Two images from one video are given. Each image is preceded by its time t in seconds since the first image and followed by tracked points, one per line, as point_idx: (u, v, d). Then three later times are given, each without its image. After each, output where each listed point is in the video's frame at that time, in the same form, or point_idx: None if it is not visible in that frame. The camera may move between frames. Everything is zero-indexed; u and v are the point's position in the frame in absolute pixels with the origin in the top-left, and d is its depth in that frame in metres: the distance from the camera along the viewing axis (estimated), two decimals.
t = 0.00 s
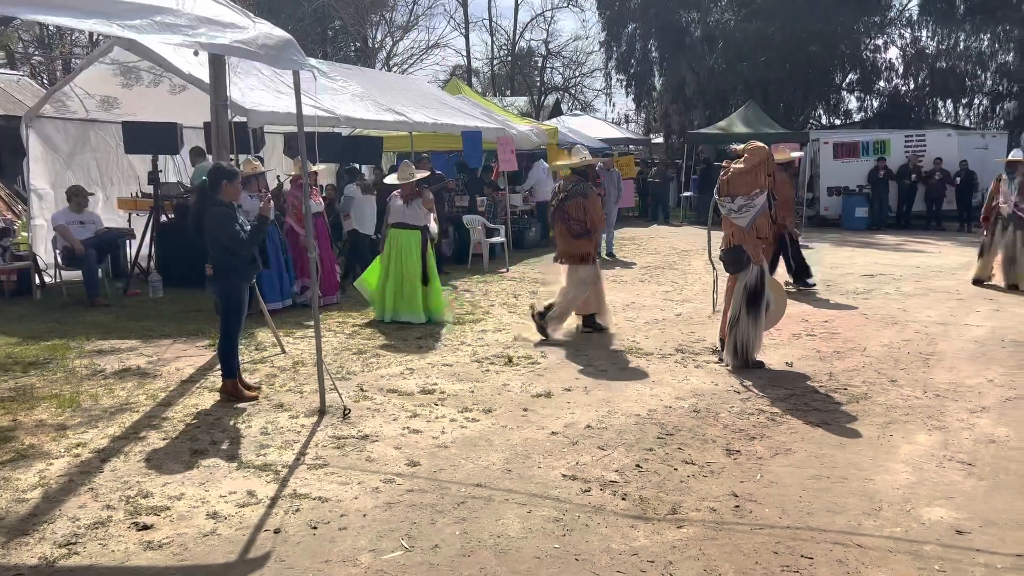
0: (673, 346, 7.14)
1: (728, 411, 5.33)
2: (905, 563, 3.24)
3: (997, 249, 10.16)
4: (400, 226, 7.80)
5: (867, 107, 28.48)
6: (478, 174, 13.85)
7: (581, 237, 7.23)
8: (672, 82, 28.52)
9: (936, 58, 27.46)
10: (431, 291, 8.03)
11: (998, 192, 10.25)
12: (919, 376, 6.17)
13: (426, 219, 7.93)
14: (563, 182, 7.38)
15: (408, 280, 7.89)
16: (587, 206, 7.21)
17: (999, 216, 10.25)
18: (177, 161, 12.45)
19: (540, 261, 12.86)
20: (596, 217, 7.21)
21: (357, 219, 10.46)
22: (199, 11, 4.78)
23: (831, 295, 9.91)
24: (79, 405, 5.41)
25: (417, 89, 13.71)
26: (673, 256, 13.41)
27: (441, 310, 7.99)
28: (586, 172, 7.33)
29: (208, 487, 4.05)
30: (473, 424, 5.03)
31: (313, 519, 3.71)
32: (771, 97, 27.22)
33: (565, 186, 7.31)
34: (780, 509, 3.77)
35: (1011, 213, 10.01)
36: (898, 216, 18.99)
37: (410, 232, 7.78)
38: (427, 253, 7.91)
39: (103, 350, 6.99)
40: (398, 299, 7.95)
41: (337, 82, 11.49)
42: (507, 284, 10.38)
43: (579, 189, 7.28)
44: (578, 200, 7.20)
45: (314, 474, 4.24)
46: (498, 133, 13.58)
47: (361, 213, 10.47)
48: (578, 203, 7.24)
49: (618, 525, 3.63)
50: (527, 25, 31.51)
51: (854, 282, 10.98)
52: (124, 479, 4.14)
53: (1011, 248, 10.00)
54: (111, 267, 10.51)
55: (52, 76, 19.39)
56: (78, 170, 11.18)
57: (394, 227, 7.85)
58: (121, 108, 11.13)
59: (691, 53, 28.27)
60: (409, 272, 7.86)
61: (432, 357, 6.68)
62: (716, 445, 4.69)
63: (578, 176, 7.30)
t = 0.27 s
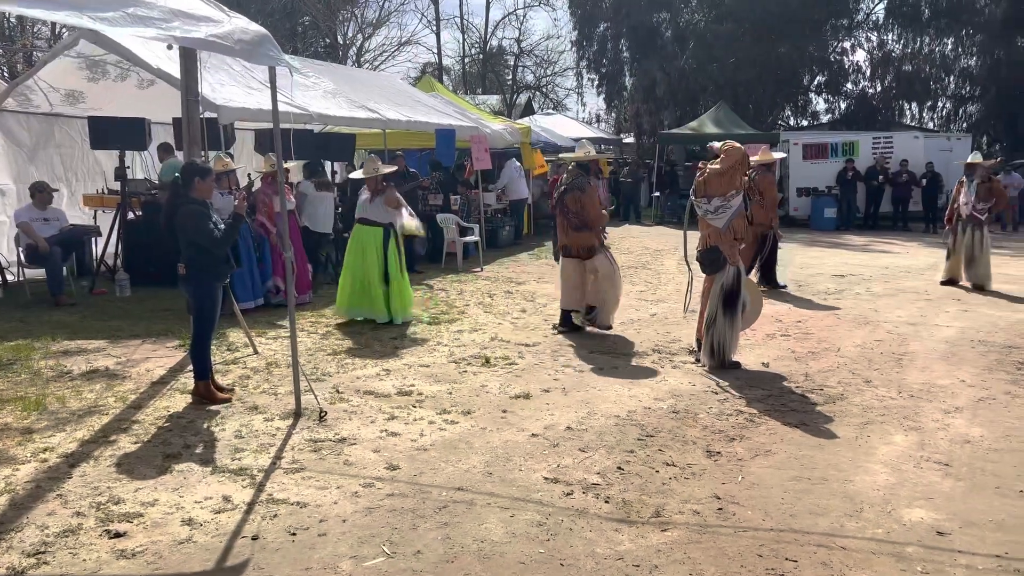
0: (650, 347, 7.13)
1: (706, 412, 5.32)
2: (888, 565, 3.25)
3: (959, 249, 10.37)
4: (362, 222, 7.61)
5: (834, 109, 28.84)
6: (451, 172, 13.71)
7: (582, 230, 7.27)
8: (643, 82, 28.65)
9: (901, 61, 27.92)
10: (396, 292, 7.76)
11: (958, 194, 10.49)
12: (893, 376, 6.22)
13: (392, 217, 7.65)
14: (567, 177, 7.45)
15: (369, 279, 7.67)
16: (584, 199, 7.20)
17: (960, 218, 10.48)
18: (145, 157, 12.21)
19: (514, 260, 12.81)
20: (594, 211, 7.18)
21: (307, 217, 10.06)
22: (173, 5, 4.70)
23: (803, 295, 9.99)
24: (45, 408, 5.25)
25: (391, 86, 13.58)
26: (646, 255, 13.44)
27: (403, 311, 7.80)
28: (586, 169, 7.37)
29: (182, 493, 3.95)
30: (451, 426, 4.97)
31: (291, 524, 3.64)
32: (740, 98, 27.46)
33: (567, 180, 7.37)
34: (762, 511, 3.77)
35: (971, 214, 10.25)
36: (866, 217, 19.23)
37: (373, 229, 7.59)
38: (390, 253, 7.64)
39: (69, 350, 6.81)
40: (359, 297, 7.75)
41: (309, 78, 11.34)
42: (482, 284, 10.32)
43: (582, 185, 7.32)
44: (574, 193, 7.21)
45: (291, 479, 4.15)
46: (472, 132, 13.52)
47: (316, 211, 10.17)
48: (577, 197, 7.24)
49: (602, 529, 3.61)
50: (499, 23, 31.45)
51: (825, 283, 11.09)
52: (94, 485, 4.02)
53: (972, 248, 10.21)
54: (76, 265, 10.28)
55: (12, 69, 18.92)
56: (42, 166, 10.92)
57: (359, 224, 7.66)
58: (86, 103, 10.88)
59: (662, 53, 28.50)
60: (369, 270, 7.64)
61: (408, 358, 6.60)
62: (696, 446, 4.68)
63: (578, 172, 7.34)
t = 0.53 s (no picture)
0: (634, 345, 7.12)
1: (693, 410, 5.32)
2: (879, 563, 3.28)
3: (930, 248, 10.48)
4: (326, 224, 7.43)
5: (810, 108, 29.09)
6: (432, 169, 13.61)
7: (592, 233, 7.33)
8: (621, 79, 28.68)
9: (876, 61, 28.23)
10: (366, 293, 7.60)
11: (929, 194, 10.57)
12: (876, 374, 6.27)
13: (355, 217, 7.43)
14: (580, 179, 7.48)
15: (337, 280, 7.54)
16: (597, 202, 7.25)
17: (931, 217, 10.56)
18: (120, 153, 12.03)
19: (495, 258, 12.77)
20: (604, 214, 7.21)
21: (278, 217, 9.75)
22: None
23: (783, 293, 10.04)
24: (22, 409, 5.14)
25: (371, 83, 13.48)
26: (627, 253, 13.45)
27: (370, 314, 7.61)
28: (599, 172, 7.40)
29: (166, 496, 3.88)
30: (438, 426, 4.93)
31: (280, 527, 3.59)
32: (718, 97, 27.60)
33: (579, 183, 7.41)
34: (752, 510, 3.78)
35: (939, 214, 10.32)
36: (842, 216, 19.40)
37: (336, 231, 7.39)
38: (355, 255, 7.44)
39: (44, 350, 6.68)
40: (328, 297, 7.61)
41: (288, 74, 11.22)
42: (463, 281, 10.27)
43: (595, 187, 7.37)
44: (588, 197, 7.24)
45: (277, 481, 4.10)
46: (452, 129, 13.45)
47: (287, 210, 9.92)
48: (588, 200, 7.28)
49: (594, 529, 3.59)
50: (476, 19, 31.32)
51: (804, 280, 11.16)
52: (75, 489, 3.94)
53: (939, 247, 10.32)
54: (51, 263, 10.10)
55: None
56: (15, 162, 10.73)
57: (325, 224, 7.50)
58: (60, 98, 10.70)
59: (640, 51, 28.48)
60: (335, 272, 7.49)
61: (393, 357, 6.55)
62: (684, 445, 4.68)
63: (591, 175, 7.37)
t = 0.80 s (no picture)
0: (627, 342, 7.13)
1: (687, 408, 5.32)
2: (878, 562, 3.29)
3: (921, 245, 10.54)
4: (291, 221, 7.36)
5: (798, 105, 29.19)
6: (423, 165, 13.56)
7: (611, 226, 7.32)
8: (610, 76, 28.66)
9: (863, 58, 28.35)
10: (337, 291, 7.45)
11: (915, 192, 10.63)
12: (868, 371, 6.30)
13: (321, 214, 7.35)
14: (596, 173, 7.48)
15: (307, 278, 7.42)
16: (616, 196, 7.27)
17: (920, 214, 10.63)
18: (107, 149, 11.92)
19: (485, 255, 12.74)
20: (625, 207, 7.19)
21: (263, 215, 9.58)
22: None
23: (773, 290, 10.06)
24: (12, 408, 5.09)
25: (360, 79, 13.41)
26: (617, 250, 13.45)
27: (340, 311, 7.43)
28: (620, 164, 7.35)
29: (160, 496, 3.85)
30: (433, 425, 4.91)
31: (275, 528, 3.56)
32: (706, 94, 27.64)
33: (598, 177, 7.41)
34: (749, 508, 3.79)
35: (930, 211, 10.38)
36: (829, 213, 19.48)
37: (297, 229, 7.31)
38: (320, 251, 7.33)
39: (33, 348, 6.61)
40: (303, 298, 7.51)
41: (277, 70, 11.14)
42: (454, 279, 10.24)
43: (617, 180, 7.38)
44: (605, 190, 7.26)
45: (272, 480, 4.07)
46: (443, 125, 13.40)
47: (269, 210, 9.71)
48: (609, 194, 7.30)
49: (592, 528, 3.58)
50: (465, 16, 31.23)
51: (794, 278, 11.19)
52: (67, 489, 3.90)
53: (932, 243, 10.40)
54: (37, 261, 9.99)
55: None
56: None
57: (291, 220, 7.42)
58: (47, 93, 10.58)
59: (628, 48, 28.43)
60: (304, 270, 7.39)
61: (385, 355, 6.52)
62: (680, 443, 4.67)
63: (610, 167, 7.36)
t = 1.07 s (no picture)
0: (626, 338, 7.11)
1: (688, 403, 5.31)
2: (882, 558, 3.29)
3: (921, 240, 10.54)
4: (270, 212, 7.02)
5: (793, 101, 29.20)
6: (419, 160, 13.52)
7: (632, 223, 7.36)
8: (605, 72, 28.60)
9: (858, 54, 28.37)
10: (306, 289, 7.23)
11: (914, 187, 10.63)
12: (867, 367, 6.30)
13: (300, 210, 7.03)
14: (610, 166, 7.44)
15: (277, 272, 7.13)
16: (637, 193, 7.33)
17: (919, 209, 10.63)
18: (102, 143, 11.85)
19: (481, 250, 12.71)
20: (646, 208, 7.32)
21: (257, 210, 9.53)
22: None
23: (770, 285, 10.07)
24: (9, 404, 5.05)
25: (356, 73, 13.35)
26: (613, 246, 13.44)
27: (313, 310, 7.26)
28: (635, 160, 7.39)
29: (161, 492, 3.82)
30: (433, 421, 4.89)
31: (278, 524, 3.54)
32: (701, 89, 27.61)
33: (613, 172, 7.39)
34: (752, 504, 3.78)
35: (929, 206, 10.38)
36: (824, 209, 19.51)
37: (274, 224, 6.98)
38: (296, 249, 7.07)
39: (28, 344, 6.56)
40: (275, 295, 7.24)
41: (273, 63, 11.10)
42: (451, 274, 10.21)
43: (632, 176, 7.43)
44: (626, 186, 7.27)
45: (273, 476, 4.05)
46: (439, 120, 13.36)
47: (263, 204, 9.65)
48: (628, 189, 7.32)
49: (596, 524, 3.58)
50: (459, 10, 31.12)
51: (790, 273, 11.20)
52: (66, 485, 3.87)
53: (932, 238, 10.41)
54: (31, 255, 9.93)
55: None
56: None
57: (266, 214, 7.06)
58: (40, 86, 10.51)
59: (622, 43, 28.32)
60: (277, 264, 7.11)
61: (384, 351, 6.49)
62: (681, 439, 4.67)
63: (626, 163, 7.36)
